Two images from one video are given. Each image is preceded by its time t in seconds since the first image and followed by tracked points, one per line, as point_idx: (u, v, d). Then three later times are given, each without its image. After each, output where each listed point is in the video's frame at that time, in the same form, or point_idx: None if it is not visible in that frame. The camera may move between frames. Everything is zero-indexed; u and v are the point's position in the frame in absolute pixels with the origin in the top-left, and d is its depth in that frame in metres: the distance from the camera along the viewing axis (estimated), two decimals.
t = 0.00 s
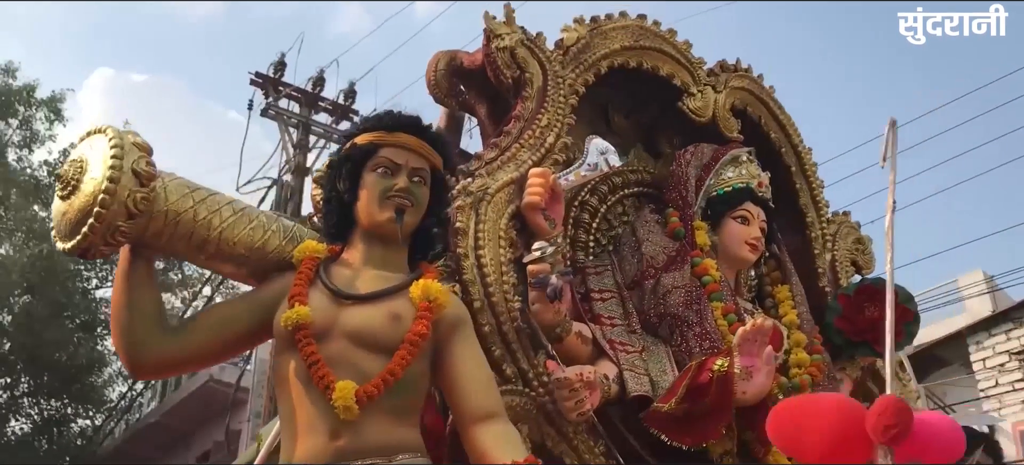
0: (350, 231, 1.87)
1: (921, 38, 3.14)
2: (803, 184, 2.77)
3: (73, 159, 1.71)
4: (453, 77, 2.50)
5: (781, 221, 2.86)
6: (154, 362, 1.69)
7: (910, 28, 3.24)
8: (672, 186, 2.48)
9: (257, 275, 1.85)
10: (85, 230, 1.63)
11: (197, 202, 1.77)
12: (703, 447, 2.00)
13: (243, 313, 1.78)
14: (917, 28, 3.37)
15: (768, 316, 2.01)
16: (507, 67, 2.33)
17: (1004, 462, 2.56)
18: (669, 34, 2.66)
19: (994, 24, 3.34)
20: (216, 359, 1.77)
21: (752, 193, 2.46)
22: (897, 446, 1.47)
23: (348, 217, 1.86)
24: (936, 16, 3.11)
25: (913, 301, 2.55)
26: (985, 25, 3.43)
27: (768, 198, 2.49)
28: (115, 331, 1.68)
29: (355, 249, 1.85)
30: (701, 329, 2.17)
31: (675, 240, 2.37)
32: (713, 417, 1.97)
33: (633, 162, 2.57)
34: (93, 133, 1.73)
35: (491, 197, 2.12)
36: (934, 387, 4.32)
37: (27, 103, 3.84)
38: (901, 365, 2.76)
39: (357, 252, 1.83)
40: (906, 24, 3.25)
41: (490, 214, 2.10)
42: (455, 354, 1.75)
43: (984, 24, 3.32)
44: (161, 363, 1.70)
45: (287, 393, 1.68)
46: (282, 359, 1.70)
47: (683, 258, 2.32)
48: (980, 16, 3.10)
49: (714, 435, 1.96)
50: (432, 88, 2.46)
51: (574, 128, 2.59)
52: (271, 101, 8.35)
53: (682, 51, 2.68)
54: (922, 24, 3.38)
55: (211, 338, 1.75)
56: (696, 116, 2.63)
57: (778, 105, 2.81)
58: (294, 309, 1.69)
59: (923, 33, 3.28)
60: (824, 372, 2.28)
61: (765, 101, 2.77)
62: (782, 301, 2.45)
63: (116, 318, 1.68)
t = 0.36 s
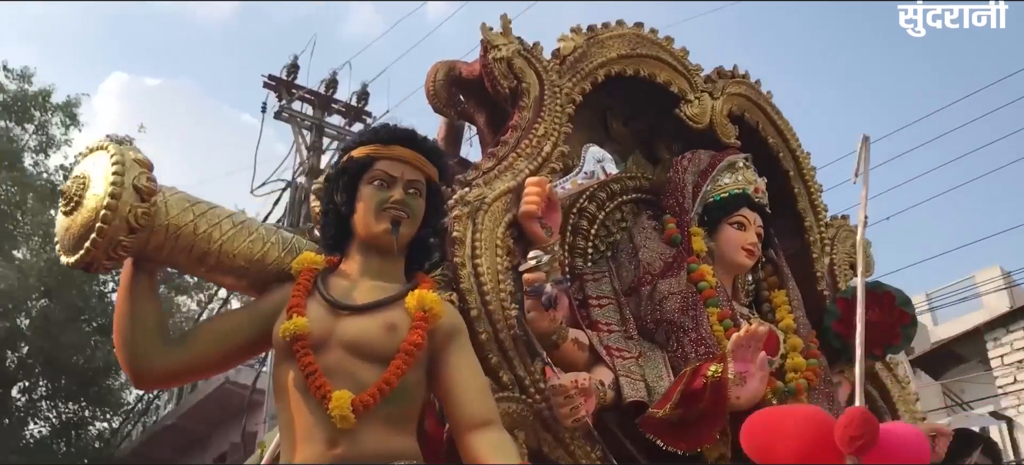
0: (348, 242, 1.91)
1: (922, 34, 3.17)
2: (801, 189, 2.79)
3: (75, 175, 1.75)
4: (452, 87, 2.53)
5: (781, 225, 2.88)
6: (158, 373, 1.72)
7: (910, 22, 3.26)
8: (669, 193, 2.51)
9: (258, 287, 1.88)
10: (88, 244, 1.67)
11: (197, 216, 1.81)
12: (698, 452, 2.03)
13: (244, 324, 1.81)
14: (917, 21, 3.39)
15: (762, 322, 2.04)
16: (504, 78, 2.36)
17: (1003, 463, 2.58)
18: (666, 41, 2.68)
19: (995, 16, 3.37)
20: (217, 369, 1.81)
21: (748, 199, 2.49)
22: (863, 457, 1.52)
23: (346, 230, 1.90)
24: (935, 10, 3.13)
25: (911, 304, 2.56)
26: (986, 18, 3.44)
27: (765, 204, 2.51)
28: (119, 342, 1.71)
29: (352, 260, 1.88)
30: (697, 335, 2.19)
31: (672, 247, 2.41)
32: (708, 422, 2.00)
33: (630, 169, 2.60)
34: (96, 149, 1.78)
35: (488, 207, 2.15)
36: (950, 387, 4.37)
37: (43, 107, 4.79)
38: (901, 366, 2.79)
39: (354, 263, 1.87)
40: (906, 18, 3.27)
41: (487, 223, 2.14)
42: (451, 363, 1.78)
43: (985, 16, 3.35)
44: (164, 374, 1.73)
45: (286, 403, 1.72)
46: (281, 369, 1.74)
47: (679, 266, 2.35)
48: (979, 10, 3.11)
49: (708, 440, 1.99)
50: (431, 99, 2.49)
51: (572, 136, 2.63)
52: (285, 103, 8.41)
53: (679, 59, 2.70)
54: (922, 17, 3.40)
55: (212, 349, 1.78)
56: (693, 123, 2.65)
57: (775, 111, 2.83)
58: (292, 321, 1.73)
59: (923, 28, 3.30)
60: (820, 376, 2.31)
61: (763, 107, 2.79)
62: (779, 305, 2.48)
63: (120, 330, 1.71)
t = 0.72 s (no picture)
0: (346, 258, 1.97)
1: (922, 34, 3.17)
2: (799, 196, 2.83)
3: (81, 198, 1.82)
4: (451, 102, 2.58)
5: (780, 231, 2.91)
6: (163, 388, 1.78)
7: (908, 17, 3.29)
8: (665, 202, 2.55)
9: (260, 302, 1.95)
10: (93, 265, 1.74)
11: (199, 235, 1.88)
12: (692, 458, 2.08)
13: (246, 339, 1.87)
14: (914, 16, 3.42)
15: (753, 331, 2.08)
16: (500, 93, 2.41)
17: None
18: (662, 52, 2.73)
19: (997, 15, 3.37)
20: (220, 383, 1.87)
21: (743, 208, 2.53)
22: None
23: (344, 247, 1.97)
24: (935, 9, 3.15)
25: (906, 311, 2.61)
26: (986, 10, 3.46)
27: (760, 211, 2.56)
28: (126, 359, 1.77)
29: (349, 276, 1.94)
30: (690, 343, 2.24)
31: (668, 256, 2.46)
32: (701, 429, 2.06)
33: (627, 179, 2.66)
34: (101, 173, 1.84)
35: (484, 220, 2.20)
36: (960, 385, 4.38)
37: (65, 114, 5.09)
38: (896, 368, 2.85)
39: (352, 279, 1.93)
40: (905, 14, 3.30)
41: (483, 236, 2.18)
42: (445, 376, 1.83)
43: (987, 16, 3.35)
44: (169, 389, 1.79)
45: (285, 416, 1.77)
46: (281, 384, 1.80)
47: (675, 274, 2.40)
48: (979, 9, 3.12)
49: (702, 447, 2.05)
50: (430, 113, 2.53)
51: (570, 148, 2.67)
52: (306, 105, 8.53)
53: (675, 69, 2.75)
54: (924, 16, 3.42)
55: (214, 365, 1.84)
56: (690, 132, 2.69)
57: (771, 118, 2.86)
58: (291, 337, 1.78)
59: (922, 23, 3.33)
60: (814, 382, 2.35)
61: (759, 115, 2.83)
62: (774, 312, 2.52)
63: (127, 348, 1.77)
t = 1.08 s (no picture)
0: (346, 268, 2.01)
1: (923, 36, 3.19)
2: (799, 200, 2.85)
3: (86, 212, 1.87)
4: (452, 110, 2.61)
5: (781, 234, 2.93)
6: (167, 397, 1.82)
7: (910, 7, 3.30)
8: (663, 208, 2.58)
9: (261, 312, 1.99)
10: (98, 278, 1.78)
11: (200, 247, 1.92)
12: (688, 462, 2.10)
13: (248, 349, 1.91)
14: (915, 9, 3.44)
15: (747, 336, 2.10)
16: (498, 102, 2.44)
17: None
18: (660, 59, 2.76)
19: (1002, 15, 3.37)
20: (222, 392, 1.90)
21: (740, 213, 2.56)
22: None
23: (343, 257, 2.00)
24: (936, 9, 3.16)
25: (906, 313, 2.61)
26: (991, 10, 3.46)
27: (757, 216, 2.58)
28: (131, 368, 1.81)
29: (349, 285, 1.98)
30: (687, 348, 2.27)
31: (665, 261, 2.49)
32: (697, 432, 2.08)
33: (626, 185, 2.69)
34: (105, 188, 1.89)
35: (482, 229, 2.23)
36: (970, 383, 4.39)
37: (81, 119, 5.05)
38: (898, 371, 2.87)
39: (351, 288, 1.96)
40: (908, 7, 3.30)
41: (482, 244, 2.21)
42: (443, 384, 1.86)
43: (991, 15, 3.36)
44: (172, 398, 1.83)
45: (286, 424, 1.81)
46: (281, 392, 1.83)
47: (672, 279, 2.43)
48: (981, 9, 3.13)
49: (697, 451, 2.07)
50: (430, 122, 2.57)
51: (569, 155, 2.70)
52: (319, 107, 8.59)
53: (674, 76, 2.77)
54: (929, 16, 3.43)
55: (217, 374, 1.88)
56: (688, 138, 2.72)
57: (770, 123, 2.88)
58: (291, 346, 1.82)
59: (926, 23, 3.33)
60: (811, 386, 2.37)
61: (758, 121, 2.86)
62: (772, 316, 2.55)
63: (132, 358, 1.81)
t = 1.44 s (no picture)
0: (346, 278, 2.04)
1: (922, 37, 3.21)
2: (799, 204, 2.87)
3: (91, 225, 1.91)
4: (452, 118, 2.65)
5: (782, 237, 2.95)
6: (170, 404, 1.86)
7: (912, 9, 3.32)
8: (663, 213, 2.61)
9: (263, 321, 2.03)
10: (102, 288, 1.82)
11: (203, 258, 1.96)
12: None
13: (250, 358, 1.95)
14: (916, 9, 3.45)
15: (744, 340, 2.13)
16: (497, 110, 2.47)
17: None
18: (659, 66, 2.79)
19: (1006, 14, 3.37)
20: (225, 399, 1.94)
21: (738, 217, 2.58)
22: None
23: (343, 266, 2.04)
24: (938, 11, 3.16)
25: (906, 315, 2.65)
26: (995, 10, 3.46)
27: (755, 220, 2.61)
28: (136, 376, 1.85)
29: (349, 294, 2.01)
30: (685, 352, 2.29)
31: (664, 266, 2.52)
32: (694, 436, 2.11)
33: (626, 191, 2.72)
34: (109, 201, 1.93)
35: (482, 236, 2.26)
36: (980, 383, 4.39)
37: (96, 123, 5.08)
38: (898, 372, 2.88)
39: (350, 297, 2.00)
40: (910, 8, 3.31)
41: (481, 251, 2.24)
42: (442, 390, 1.90)
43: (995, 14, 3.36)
44: (176, 405, 1.87)
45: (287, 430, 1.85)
46: (283, 400, 1.87)
47: (670, 284, 2.45)
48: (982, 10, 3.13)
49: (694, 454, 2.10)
50: (431, 130, 2.61)
51: (569, 161, 2.73)
52: (331, 109, 8.63)
53: (673, 82, 2.80)
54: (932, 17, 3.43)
55: (220, 382, 1.92)
56: (687, 143, 2.74)
57: (769, 128, 2.90)
58: (292, 355, 1.86)
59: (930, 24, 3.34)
60: (809, 388, 2.39)
61: (757, 125, 2.88)
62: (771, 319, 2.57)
63: (137, 366, 1.85)
